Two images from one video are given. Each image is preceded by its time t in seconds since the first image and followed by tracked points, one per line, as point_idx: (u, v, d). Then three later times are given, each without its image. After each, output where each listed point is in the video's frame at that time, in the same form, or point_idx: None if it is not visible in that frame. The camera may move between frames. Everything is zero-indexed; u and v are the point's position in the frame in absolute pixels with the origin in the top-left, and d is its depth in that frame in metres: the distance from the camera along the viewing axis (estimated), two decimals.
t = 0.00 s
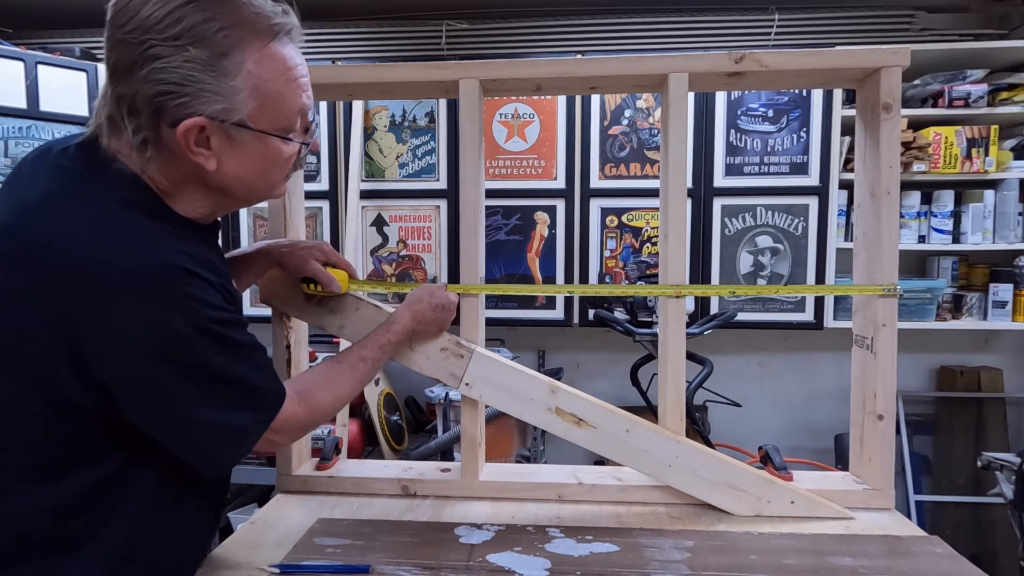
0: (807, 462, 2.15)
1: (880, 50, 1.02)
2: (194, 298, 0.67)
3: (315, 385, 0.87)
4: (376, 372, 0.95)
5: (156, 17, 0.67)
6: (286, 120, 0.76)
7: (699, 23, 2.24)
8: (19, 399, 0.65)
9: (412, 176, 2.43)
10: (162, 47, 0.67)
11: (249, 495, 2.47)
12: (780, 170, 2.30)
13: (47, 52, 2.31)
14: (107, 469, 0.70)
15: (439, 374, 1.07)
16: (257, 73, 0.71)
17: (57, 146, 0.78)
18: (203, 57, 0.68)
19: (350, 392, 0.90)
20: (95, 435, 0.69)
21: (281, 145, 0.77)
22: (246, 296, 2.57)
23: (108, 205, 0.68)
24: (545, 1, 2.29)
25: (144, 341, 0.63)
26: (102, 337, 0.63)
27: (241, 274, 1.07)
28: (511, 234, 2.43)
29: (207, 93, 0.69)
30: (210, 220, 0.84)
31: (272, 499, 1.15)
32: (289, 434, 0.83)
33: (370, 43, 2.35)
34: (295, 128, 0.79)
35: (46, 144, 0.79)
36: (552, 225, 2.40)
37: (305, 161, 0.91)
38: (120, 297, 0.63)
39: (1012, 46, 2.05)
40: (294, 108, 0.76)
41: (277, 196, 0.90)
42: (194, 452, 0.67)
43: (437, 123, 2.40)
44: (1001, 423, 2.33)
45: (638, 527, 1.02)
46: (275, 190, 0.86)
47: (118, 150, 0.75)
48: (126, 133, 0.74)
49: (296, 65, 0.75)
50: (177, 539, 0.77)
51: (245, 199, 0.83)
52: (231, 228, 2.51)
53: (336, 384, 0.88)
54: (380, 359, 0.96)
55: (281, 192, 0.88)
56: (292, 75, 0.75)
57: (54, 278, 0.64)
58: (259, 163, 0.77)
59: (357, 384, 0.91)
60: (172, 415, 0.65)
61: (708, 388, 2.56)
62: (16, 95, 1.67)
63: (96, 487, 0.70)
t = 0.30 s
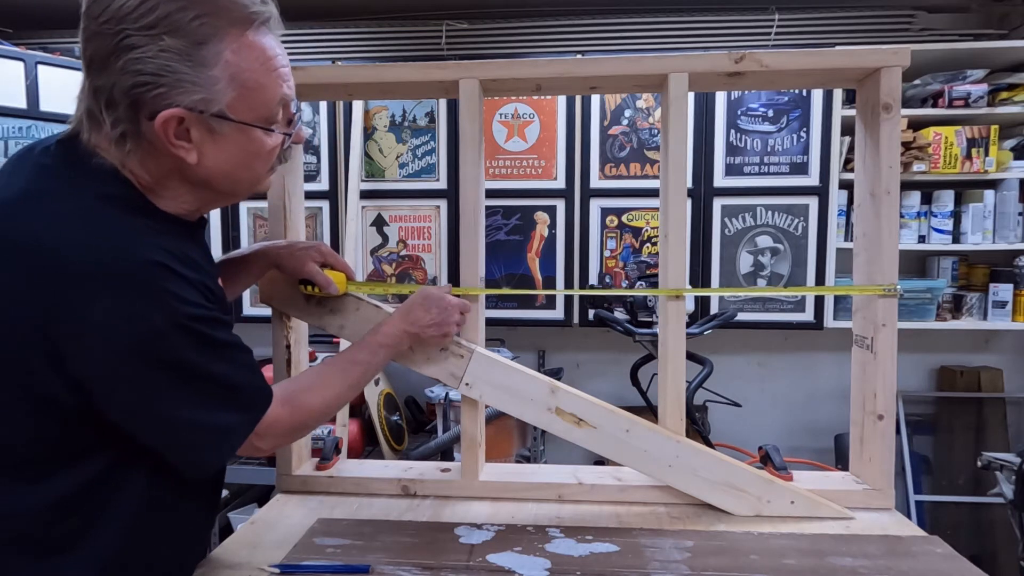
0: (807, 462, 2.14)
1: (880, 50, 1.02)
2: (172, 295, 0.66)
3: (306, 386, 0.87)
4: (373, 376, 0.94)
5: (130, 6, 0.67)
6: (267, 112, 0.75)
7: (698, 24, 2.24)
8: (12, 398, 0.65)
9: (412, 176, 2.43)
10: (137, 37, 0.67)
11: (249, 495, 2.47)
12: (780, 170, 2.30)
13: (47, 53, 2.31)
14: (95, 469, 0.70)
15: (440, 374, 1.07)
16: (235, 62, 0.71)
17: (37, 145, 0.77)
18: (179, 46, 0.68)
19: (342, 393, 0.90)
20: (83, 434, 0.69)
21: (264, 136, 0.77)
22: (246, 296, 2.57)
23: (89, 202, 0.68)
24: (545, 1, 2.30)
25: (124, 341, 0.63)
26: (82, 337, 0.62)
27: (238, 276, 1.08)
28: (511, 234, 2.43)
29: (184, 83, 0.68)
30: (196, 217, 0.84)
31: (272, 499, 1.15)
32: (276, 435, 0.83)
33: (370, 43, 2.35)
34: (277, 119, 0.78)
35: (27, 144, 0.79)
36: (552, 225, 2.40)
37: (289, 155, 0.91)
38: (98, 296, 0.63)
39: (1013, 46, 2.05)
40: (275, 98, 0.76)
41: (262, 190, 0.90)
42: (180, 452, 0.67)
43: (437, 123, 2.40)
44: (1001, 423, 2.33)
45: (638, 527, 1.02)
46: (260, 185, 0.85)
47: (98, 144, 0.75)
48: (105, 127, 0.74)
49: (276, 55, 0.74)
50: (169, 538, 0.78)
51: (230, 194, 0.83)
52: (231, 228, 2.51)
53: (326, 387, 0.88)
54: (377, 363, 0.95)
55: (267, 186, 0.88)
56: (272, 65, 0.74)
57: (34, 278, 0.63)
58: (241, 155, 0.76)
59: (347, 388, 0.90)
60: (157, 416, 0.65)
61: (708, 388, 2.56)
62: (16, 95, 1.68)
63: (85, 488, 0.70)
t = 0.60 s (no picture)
0: (807, 462, 2.14)
1: (880, 50, 1.02)
2: (158, 291, 0.66)
3: (305, 383, 0.86)
4: (372, 373, 0.94)
5: None
6: (255, 105, 0.75)
7: (699, 23, 2.24)
8: (11, 398, 0.66)
9: (412, 176, 2.43)
10: (120, 29, 0.67)
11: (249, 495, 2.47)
12: (780, 170, 2.30)
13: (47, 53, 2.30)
14: (89, 468, 0.70)
15: (440, 374, 1.07)
16: (220, 53, 0.71)
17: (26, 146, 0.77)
18: (162, 37, 0.68)
19: (342, 390, 0.89)
20: (76, 433, 0.69)
21: (252, 129, 0.77)
22: (246, 296, 2.57)
23: (77, 200, 0.68)
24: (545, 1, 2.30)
25: (110, 338, 0.62)
26: (70, 335, 0.62)
27: (237, 278, 1.08)
28: (511, 234, 2.43)
29: (169, 75, 0.69)
30: (187, 213, 0.83)
31: (272, 499, 1.15)
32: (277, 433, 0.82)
33: (370, 43, 2.35)
34: (266, 112, 0.78)
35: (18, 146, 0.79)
36: (552, 225, 2.40)
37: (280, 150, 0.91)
38: (83, 293, 0.62)
39: (1013, 46, 2.05)
40: (263, 90, 0.75)
41: (254, 187, 0.89)
42: (171, 451, 0.67)
43: (437, 123, 2.40)
44: (1001, 423, 2.33)
45: (638, 527, 1.02)
46: (251, 180, 0.85)
47: (85, 141, 0.75)
48: (92, 123, 0.74)
49: (263, 47, 0.74)
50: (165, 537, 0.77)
51: (220, 189, 0.82)
52: (232, 228, 2.51)
53: (325, 383, 0.88)
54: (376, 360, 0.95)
55: (258, 182, 0.88)
56: (258, 57, 0.74)
57: (22, 276, 0.63)
58: (230, 149, 0.76)
59: (347, 385, 0.90)
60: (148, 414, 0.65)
61: (708, 388, 2.56)
62: (15, 95, 1.67)
63: (79, 487, 0.70)
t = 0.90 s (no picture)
0: (807, 462, 2.14)
1: (880, 50, 1.02)
2: (153, 290, 0.66)
3: (305, 382, 0.86)
4: (373, 372, 0.94)
5: None
6: (248, 103, 0.75)
7: (698, 24, 2.24)
8: (14, 396, 0.66)
9: (412, 176, 2.43)
10: (112, 26, 0.67)
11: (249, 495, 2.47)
12: (780, 170, 2.30)
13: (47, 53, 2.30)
14: (89, 467, 0.70)
15: (440, 374, 1.07)
16: (212, 51, 0.71)
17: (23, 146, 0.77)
18: (154, 35, 0.68)
19: (341, 390, 0.89)
20: (78, 431, 0.69)
21: (245, 128, 0.77)
22: (246, 297, 2.57)
23: (76, 199, 0.68)
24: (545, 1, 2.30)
25: (105, 337, 0.62)
26: (67, 334, 0.62)
27: (236, 279, 1.08)
28: (511, 234, 2.43)
29: (161, 72, 0.69)
30: (181, 214, 0.83)
31: (272, 499, 1.15)
32: (278, 432, 0.82)
33: (370, 43, 2.35)
34: (260, 111, 0.78)
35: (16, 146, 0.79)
36: (552, 225, 2.40)
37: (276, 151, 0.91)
38: (78, 291, 0.63)
39: (1013, 46, 2.05)
40: (257, 89, 0.75)
41: (250, 187, 0.89)
42: (170, 449, 0.67)
43: (437, 123, 2.40)
44: (1001, 423, 2.33)
45: (638, 527, 1.02)
46: (246, 180, 0.85)
47: (78, 139, 0.75)
48: (84, 121, 0.73)
49: (256, 45, 0.74)
50: (166, 536, 0.77)
51: (214, 189, 0.82)
52: (232, 228, 2.51)
53: (327, 383, 0.88)
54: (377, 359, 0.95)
55: (253, 182, 0.87)
56: (252, 55, 0.74)
57: (19, 275, 0.63)
58: (223, 147, 0.76)
59: (349, 385, 0.90)
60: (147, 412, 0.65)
61: (708, 388, 2.56)
62: (15, 95, 1.67)
63: (79, 485, 0.70)
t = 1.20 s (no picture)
0: (807, 462, 2.14)
1: (880, 50, 1.02)
2: (152, 290, 0.66)
3: (304, 382, 0.86)
4: (371, 373, 0.95)
5: None
6: (248, 103, 0.75)
7: (698, 23, 2.24)
8: (17, 398, 0.66)
9: (412, 176, 2.43)
10: (112, 24, 0.67)
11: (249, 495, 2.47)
12: (780, 170, 2.30)
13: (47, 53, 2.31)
14: (90, 466, 0.70)
15: (439, 374, 1.07)
16: (213, 50, 0.71)
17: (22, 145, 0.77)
18: (154, 33, 0.68)
19: (338, 389, 0.89)
20: (79, 430, 0.69)
21: (245, 127, 0.77)
22: (246, 297, 2.57)
23: (75, 201, 0.68)
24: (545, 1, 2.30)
25: (103, 336, 0.62)
26: (65, 334, 0.62)
27: (235, 278, 1.08)
28: (511, 234, 2.43)
29: (161, 71, 0.69)
30: (180, 212, 0.83)
31: (272, 499, 1.15)
32: (276, 431, 0.82)
33: (370, 43, 2.35)
34: (260, 111, 0.78)
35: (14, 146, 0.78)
36: (552, 225, 2.40)
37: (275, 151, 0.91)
38: (76, 290, 0.62)
39: (1013, 46, 2.05)
40: (257, 88, 0.75)
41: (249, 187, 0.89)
42: (169, 449, 0.67)
43: (437, 123, 2.40)
44: (1001, 423, 2.33)
45: (638, 527, 1.02)
46: (245, 180, 0.85)
47: (77, 138, 0.75)
48: (82, 120, 0.73)
49: (257, 44, 0.74)
50: (166, 536, 0.77)
51: (213, 189, 0.82)
52: (232, 228, 2.51)
53: (326, 382, 0.88)
54: (376, 359, 0.96)
55: (252, 182, 0.87)
56: (252, 55, 0.74)
57: (16, 275, 0.63)
58: (222, 147, 0.76)
59: (347, 385, 0.90)
60: (146, 413, 0.65)
61: (708, 388, 2.56)
62: (15, 95, 1.67)
63: (80, 485, 0.70)
